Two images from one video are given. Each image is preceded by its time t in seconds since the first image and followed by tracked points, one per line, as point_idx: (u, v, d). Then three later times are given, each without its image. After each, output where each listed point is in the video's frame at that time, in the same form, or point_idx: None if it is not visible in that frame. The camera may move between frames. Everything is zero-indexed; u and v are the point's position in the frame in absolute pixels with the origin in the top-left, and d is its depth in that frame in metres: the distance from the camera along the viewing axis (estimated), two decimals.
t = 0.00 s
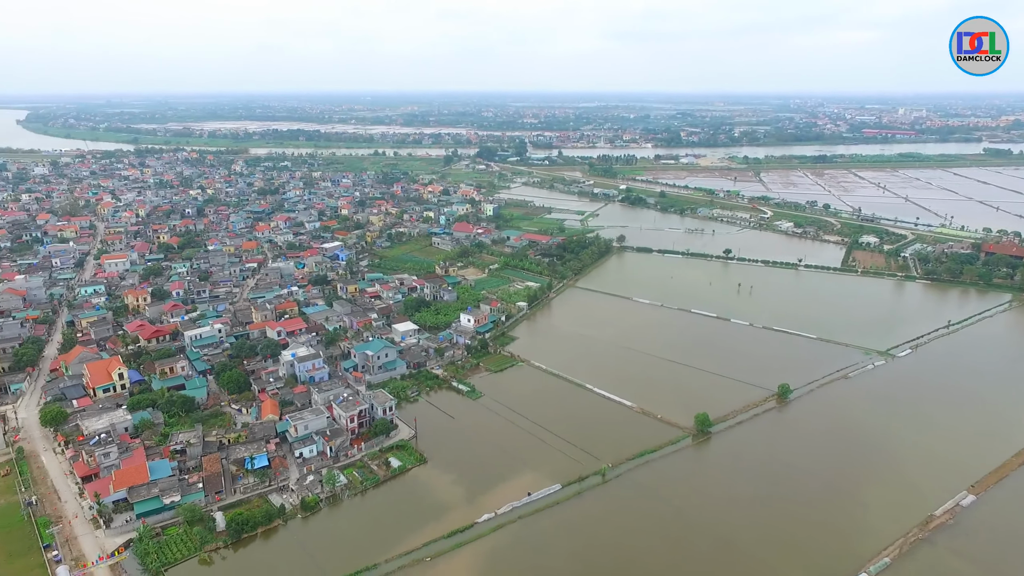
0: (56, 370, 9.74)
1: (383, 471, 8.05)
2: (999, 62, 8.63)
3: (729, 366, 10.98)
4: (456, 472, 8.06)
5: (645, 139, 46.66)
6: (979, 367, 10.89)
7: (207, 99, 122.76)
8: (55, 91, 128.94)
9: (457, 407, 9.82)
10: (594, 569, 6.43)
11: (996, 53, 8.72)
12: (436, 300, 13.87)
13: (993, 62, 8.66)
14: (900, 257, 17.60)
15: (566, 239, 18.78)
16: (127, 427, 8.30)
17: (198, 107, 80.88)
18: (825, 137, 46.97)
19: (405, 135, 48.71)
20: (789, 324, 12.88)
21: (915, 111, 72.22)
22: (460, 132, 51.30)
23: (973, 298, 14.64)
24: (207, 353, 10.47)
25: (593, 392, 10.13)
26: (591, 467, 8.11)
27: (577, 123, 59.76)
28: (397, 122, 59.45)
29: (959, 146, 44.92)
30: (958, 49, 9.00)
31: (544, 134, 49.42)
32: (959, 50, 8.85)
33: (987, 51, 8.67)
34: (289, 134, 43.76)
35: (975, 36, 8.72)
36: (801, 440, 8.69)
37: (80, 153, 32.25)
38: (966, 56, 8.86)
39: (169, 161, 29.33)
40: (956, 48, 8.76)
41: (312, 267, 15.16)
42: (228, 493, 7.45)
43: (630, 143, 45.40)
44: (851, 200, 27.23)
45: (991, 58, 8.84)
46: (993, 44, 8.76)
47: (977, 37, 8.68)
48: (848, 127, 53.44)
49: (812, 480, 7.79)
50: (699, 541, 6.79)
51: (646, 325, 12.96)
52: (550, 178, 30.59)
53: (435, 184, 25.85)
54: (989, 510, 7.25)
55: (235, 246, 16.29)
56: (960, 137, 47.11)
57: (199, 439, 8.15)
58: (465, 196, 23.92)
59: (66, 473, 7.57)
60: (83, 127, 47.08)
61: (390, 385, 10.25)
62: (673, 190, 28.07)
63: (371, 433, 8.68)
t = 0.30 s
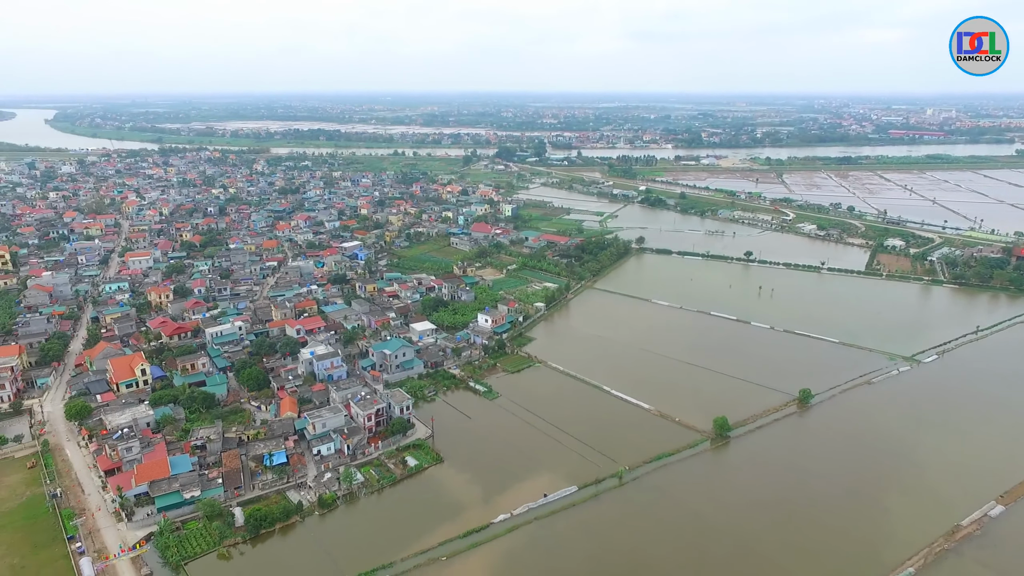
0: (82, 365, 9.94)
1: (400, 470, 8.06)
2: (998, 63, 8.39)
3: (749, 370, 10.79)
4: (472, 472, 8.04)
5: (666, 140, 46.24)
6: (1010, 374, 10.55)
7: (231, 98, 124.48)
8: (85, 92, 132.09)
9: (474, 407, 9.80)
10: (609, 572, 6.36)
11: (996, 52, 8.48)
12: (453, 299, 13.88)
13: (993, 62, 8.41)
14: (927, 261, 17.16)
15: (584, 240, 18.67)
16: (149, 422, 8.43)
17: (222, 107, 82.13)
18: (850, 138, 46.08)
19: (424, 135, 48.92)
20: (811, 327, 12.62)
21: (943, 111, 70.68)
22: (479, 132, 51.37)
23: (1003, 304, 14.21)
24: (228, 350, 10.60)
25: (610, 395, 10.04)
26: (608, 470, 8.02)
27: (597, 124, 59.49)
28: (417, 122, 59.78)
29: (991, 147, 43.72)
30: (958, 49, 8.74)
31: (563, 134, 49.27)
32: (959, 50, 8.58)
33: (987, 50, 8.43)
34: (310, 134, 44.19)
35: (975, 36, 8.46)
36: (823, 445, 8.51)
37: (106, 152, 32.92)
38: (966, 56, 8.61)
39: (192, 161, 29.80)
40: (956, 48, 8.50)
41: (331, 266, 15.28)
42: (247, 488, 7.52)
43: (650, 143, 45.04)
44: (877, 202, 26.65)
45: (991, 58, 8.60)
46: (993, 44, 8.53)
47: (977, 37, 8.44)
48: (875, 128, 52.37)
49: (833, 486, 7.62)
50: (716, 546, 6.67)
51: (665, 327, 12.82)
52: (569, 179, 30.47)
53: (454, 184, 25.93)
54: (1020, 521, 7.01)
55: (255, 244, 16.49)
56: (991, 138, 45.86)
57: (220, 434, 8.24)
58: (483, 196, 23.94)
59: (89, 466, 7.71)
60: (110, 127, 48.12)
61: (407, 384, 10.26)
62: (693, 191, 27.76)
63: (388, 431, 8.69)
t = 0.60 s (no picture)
0: (107, 360, 10.14)
1: (417, 469, 8.06)
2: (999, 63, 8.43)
3: (771, 374, 10.58)
4: (489, 472, 8.01)
5: (687, 141, 45.75)
6: None
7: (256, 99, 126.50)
8: (115, 93, 135.07)
9: (491, 407, 9.77)
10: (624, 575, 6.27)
11: (995, 53, 8.53)
12: (472, 300, 13.87)
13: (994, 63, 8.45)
14: (956, 265, 16.67)
15: (604, 241, 18.54)
16: (171, 417, 8.56)
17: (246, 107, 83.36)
18: (878, 139, 45.11)
19: (444, 134, 49.11)
20: (835, 332, 12.33)
21: (976, 112, 68.83)
22: (499, 133, 51.41)
23: None
24: (249, 348, 10.73)
25: (629, 397, 9.92)
26: (626, 472, 7.93)
27: (618, 124, 59.16)
28: (438, 122, 60.09)
29: None
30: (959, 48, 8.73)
31: (584, 135, 49.03)
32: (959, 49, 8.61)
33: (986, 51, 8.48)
34: (332, 134, 44.61)
35: (976, 36, 8.51)
36: (846, 452, 8.30)
37: (133, 151, 33.58)
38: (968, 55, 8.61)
39: (216, 160, 30.26)
40: (956, 47, 8.52)
41: (351, 265, 15.39)
42: (267, 484, 7.58)
43: (671, 144, 44.59)
44: (905, 204, 26.00)
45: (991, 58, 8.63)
46: (994, 43, 8.55)
47: (978, 36, 8.48)
48: (903, 129, 51.19)
49: (857, 493, 7.43)
50: (735, 552, 6.54)
51: (685, 329, 12.65)
52: (589, 179, 30.30)
53: (473, 185, 25.96)
54: None
55: (277, 243, 16.70)
56: None
57: (240, 430, 8.32)
58: (503, 196, 23.93)
59: (113, 459, 7.86)
60: (137, 126, 49.05)
61: (425, 383, 10.27)
62: (715, 193, 27.40)
63: (406, 430, 8.70)
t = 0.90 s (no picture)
0: (132, 355, 10.36)
1: (435, 468, 8.07)
2: (998, 62, 8.40)
3: (794, 378, 10.37)
4: (506, 472, 7.98)
5: (710, 142, 45.19)
6: None
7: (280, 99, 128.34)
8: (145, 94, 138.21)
9: (508, 408, 9.74)
10: None
11: (994, 51, 8.47)
12: (491, 300, 13.85)
13: (994, 62, 8.39)
14: (988, 269, 16.18)
15: (624, 242, 18.38)
16: (194, 412, 8.70)
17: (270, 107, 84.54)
18: (907, 140, 44.03)
19: (465, 134, 49.23)
20: (860, 337, 12.04)
21: (1010, 113, 66.87)
22: (520, 133, 51.36)
23: None
24: (270, 345, 10.86)
25: (648, 400, 9.81)
26: (643, 475, 7.83)
27: (640, 125, 58.69)
28: (459, 122, 60.30)
29: None
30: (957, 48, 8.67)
31: (605, 135, 48.74)
32: (957, 51, 8.60)
33: (985, 52, 8.42)
34: (354, 134, 45.00)
35: (974, 36, 8.42)
36: (871, 459, 8.10)
37: (160, 151, 34.24)
38: (967, 56, 8.53)
39: (241, 159, 30.74)
40: (955, 48, 8.51)
41: (372, 264, 15.50)
42: (286, 480, 7.65)
43: (694, 145, 44.11)
44: (934, 207, 25.33)
45: (991, 58, 8.55)
46: (993, 44, 8.45)
47: (976, 37, 8.38)
48: (934, 129, 49.88)
49: (882, 502, 7.23)
50: (755, 559, 6.40)
51: (706, 332, 12.47)
52: (610, 180, 30.09)
53: (493, 185, 25.98)
54: None
55: (298, 241, 16.89)
56: None
57: (261, 426, 8.42)
58: (524, 197, 23.90)
59: (137, 453, 8.01)
60: (164, 126, 49.97)
61: (444, 383, 10.28)
62: (738, 194, 27.01)
63: (424, 429, 8.72)
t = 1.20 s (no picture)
0: (156, 350, 10.56)
1: (453, 467, 8.06)
2: (997, 62, 8.24)
3: (819, 383, 10.15)
4: (524, 473, 7.94)
5: (734, 142, 44.59)
6: None
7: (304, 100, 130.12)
8: (174, 94, 141.11)
9: (526, 408, 9.70)
10: None
11: (995, 51, 8.29)
12: (511, 300, 13.82)
13: (993, 62, 8.21)
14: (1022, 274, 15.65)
15: (645, 244, 18.20)
16: (216, 408, 8.83)
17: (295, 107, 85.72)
18: (939, 141, 42.89)
19: (486, 134, 49.32)
20: (887, 342, 11.73)
21: None
22: (541, 133, 51.29)
23: None
24: (292, 342, 10.98)
25: (667, 403, 9.69)
26: (662, 479, 7.72)
27: (662, 125, 58.16)
28: (480, 122, 60.46)
29: None
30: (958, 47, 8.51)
31: (627, 136, 48.43)
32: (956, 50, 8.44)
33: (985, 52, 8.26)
34: (376, 134, 45.36)
35: (973, 36, 8.25)
36: (897, 466, 7.87)
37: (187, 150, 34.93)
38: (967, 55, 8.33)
39: (265, 159, 31.20)
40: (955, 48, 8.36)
41: (392, 263, 15.59)
42: (306, 477, 7.71)
43: (717, 146, 43.57)
44: (965, 210, 24.64)
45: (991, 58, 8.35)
46: (992, 44, 8.24)
47: (975, 37, 8.19)
48: (968, 130, 48.48)
49: (908, 511, 7.03)
50: (776, 567, 6.26)
51: (728, 335, 12.28)
52: (631, 181, 29.88)
53: (514, 185, 25.98)
54: None
55: (320, 240, 17.08)
56: None
57: (281, 423, 8.51)
58: (544, 197, 23.84)
59: (160, 446, 8.15)
60: (190, 125, 50.92)
61: (462, 382, 10.27)
62: (762, 196, 26.59)
63: (442, 429, 8.72)
